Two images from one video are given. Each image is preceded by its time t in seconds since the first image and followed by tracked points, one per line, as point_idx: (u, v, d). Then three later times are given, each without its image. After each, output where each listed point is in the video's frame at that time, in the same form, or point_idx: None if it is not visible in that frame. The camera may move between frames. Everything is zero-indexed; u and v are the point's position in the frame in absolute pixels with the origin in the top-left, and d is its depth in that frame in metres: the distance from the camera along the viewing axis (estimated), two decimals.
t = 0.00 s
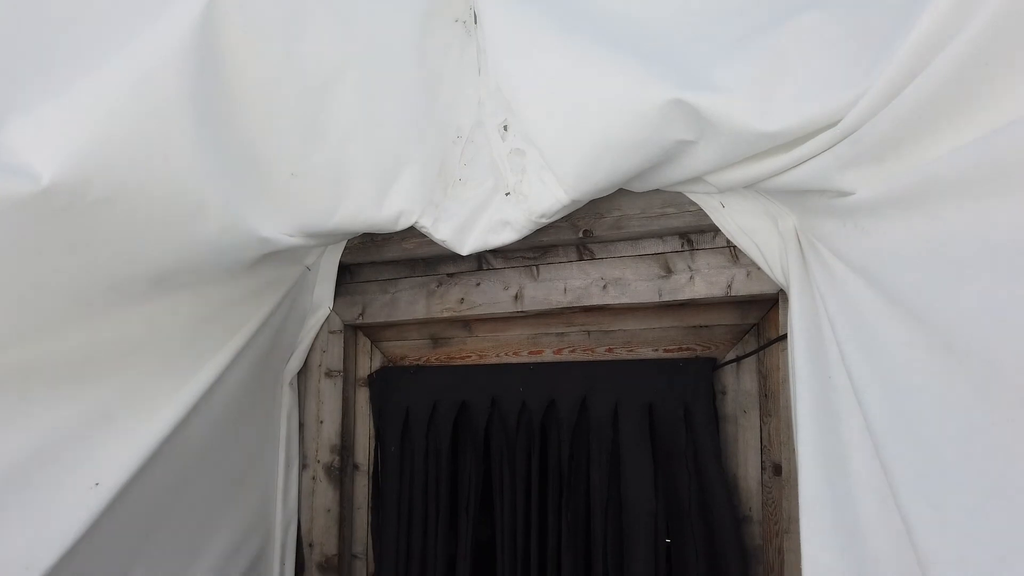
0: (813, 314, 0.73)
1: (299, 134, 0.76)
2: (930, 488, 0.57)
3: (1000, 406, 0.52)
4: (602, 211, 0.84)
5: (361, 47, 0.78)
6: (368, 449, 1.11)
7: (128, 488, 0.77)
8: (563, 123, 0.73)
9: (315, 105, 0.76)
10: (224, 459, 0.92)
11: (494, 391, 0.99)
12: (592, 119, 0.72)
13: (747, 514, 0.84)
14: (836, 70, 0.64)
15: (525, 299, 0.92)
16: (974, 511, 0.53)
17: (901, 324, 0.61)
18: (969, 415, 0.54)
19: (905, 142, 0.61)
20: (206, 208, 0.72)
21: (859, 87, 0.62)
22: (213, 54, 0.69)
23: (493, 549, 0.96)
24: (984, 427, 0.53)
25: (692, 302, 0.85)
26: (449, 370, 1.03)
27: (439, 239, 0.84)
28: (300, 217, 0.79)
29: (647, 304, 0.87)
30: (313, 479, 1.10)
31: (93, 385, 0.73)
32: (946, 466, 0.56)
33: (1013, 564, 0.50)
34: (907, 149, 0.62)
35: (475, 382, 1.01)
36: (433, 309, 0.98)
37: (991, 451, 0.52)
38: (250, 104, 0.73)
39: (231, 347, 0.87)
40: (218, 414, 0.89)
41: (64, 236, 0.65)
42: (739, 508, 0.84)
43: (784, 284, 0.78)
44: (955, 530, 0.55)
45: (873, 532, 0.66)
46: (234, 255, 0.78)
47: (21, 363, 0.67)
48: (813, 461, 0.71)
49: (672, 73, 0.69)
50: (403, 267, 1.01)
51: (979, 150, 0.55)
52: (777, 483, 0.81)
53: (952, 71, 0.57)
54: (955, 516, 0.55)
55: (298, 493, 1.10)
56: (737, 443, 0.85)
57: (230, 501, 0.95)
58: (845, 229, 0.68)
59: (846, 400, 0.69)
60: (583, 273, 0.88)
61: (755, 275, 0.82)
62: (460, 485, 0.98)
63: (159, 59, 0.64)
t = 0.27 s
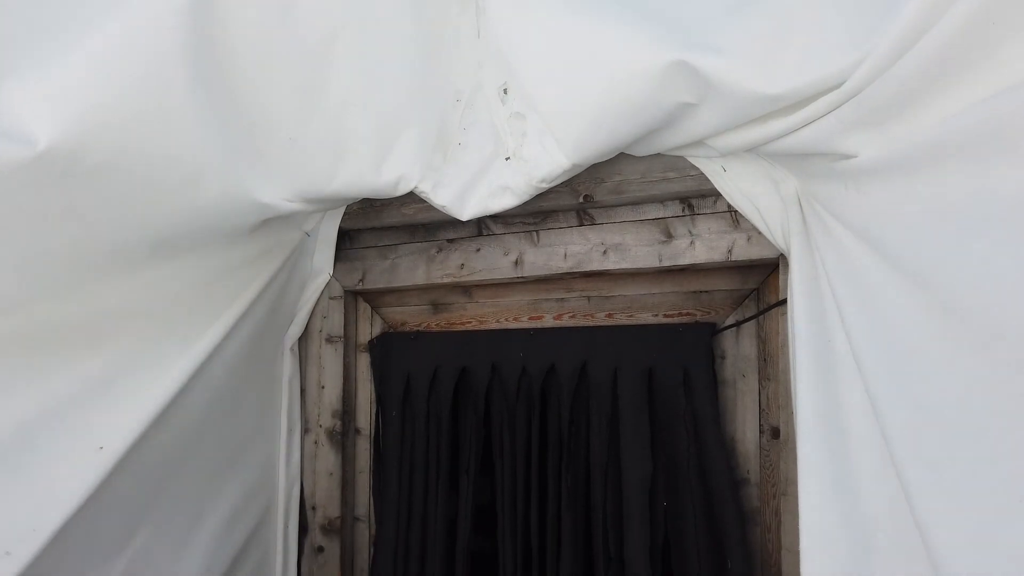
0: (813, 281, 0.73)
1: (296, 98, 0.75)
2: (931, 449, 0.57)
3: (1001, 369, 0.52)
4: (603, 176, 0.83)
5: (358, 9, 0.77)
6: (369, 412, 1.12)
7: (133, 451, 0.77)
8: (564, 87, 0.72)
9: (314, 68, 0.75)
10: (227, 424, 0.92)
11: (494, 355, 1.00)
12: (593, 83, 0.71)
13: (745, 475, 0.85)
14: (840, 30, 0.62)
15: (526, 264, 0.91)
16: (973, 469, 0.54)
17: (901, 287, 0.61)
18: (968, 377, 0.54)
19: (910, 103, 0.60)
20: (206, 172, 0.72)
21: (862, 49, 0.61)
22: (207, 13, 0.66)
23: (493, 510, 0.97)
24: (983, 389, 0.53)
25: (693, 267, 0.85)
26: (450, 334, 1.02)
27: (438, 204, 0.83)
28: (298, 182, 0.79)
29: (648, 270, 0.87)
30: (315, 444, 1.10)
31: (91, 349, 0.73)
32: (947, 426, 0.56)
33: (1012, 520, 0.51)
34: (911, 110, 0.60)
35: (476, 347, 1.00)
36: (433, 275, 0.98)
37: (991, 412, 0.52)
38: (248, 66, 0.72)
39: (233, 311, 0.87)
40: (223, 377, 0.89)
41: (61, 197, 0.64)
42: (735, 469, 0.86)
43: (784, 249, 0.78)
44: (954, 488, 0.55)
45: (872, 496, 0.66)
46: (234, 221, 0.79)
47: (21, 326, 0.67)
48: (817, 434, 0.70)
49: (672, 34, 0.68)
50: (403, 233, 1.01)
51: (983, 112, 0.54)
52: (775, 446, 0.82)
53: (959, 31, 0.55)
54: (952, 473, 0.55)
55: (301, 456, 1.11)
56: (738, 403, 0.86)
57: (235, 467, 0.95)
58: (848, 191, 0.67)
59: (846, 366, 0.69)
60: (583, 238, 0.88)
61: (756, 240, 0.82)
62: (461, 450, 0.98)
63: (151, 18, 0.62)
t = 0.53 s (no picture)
0: (813, 249, 0.72)
1: (292, 66, 0.74)
2: (930, 416, 0.58)
3: (997, 338, 0.53)
4: (605, 145, 0.83)
5: None
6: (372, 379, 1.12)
7: (137, 422, 0.77)
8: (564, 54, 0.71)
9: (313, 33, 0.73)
10: (230, 394, 0.93)
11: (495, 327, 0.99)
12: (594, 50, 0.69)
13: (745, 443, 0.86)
14: None
15: (527, 234, 0.91)
16: (971, 436, 0.54)
17: (903, 255, 0.61)
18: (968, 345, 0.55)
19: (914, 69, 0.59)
20: (205, 140, 0.71)
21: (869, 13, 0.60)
22: None
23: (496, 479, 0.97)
24: (984, 358, 0.54)
25: (695, 236, 0.85)
26: (452, 304, 1.01)
27: (439, 173, 0.83)
28: (297, 151, 0.79)
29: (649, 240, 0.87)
30: (318, 412, 1.11)
31: (93, 319, 0.73)
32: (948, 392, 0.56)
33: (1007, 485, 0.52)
34: (917, 75, 0.59)
35: (477, 316, 0.99)
36: (434, 245, 0.98)
37: (990, 380, 0.53)
38: (245, 33, 0.71)
39: (233, 282, 0.87)
40: (226, 347, 0.89)
41: (62, 164, 0.64)
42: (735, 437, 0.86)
43: (786, 218, 0.77)
44: (952, 455, 0.56)
45: (868, 461, 0.67)
46: (234, 190, 0.78)
47: (21, 297, 0.66)
48: (817, 402, 0.70)
49: None
50: (404, 203, 1.01)
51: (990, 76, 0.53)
52: (775, 415, 0.83)
53: None
54: (949, 440, 0.56)
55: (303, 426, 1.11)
56: (738, 372, 0.87)
57: (239, 439, 0.95)
58: (852, 159, 0.66)
59: (845, 333, 0.69)
60: (585, 208, 0.88)
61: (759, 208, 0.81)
62: (463, 419, 0.99)
63: None
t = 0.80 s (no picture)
0: (818, 218, 0.72)
1: (292, 31, 0.73)
2: (933, 382, 0.58)
3: (1002, 305, 0.52)
4: (608, 112, 0.82)
5: None
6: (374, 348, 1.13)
7: (140, 390, 0.77)
8: (568, 19, 0.71)
9: None
10: (232, 365, 0.92)
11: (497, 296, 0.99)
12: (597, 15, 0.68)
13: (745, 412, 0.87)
14: None
15: (529, 203, 0.91)
16: (974, 402, 0.54)
17: (907, 223, 0.60)
18: (972, 311, 0.54)
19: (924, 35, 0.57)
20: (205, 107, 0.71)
21: None
22: None
23: (498, 447, 0.98)
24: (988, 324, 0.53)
25: (698, 205, 0.85)
26: (454, 273, 1.00)
27: (441, 141, 0.83)
28: (299, 119, 0.78)
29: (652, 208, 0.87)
30: (321, 380, 1.12)
31: (94, 287, 0.72)
32: (949, 358, 0.56)
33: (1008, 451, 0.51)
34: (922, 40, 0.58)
35: (477, 285, 0.98)
36: (436, 214, 0.98)
37: (997, 347, 0.52)
38: None
39: (234, 253, 0.87)
40: (227, 317, 0.89)
41: (59, 127, 0.63)
42: (735, 405, 0.87)
43: (789, 186, 0.77)
44: (957, 422, 0.56)
45: (868, 430, 0.67)
46: (237, 157, 0.78)
47: (22, 265, 0.66)
48: (817, 370, 0.71)
49: None
50: (405, 172, 1.00)
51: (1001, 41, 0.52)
52: (775, 382, 0.83)
53: None
54: (953, 407, 0.56)
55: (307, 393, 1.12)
56: (739, 341, 0.87)
57: (242, 408, 0.96)
58: (858, 125, 0.65)
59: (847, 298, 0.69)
60: (587, 176, 0.87)
61: (763, 176, 0.81)
62: (465, 388, 0.99)
63: None
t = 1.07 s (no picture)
0: (818, 187, 0.72)
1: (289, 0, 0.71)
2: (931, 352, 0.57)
3: (994, 272, 0.51)
4: (609, 81, 0.81)
5: None
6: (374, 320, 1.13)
7: (140, 359, 0.77)
8: None
9: None
10: (231, 336, 0.93)
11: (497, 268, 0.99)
12: None
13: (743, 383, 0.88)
14: None
15: (529, 173, 0.91)
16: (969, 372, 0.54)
17: (908, 194, 0.60)
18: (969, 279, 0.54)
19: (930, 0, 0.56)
20: (202, 76, 0.70)
21: None
22: None
23: (498, 418, 0.99)
24: (983, 290, 0.52)
25: (698, 175, 0.85)
26: (454, 244, 1.00)
27: (440, 111, 0.83)
28: (297, 89, 0.78)
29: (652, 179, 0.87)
30: (321, 351, 1.12)
31: (95, 262, 0.72)
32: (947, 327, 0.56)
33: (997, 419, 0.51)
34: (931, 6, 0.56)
35: (477, 256, 0.98)
36: (435, 185, 0.97)
37: (989, 316, 0.52)
38: None
39: (232, 225, 0.86)
40: (226, 289, 0.89)
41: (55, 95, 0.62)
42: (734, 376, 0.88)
43: (790, 156, 0.77)
44: (950, 391, 0.56)
45: (863, 397, 0.67)
46: (235, 127, 0.78)
47: (23, 232, 0.66)
48: (815, 340, 0.71)
49: None
50: (404, 142, 1.00)
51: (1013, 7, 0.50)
52: (774, 354, 0.84)
53: None
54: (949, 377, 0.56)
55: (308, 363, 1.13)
56: (738, 312, 0.88)
57: (242, 379, 0.96)
58: (860, 94, 0.65)
59: (846, 267, 0.69)
60: (587, 146, 0.87)
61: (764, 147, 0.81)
62: (465, 360, 0.99)
63: None
